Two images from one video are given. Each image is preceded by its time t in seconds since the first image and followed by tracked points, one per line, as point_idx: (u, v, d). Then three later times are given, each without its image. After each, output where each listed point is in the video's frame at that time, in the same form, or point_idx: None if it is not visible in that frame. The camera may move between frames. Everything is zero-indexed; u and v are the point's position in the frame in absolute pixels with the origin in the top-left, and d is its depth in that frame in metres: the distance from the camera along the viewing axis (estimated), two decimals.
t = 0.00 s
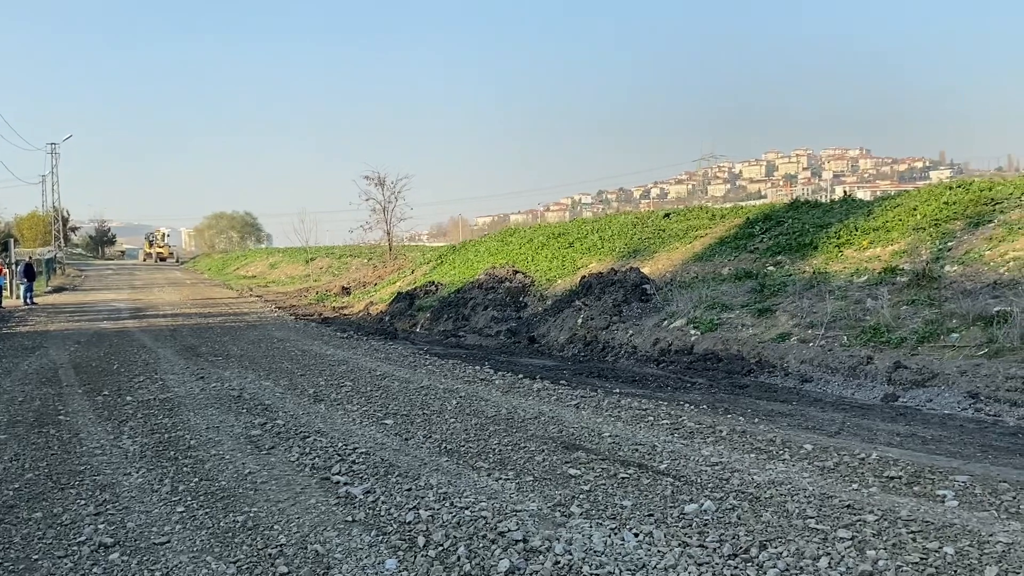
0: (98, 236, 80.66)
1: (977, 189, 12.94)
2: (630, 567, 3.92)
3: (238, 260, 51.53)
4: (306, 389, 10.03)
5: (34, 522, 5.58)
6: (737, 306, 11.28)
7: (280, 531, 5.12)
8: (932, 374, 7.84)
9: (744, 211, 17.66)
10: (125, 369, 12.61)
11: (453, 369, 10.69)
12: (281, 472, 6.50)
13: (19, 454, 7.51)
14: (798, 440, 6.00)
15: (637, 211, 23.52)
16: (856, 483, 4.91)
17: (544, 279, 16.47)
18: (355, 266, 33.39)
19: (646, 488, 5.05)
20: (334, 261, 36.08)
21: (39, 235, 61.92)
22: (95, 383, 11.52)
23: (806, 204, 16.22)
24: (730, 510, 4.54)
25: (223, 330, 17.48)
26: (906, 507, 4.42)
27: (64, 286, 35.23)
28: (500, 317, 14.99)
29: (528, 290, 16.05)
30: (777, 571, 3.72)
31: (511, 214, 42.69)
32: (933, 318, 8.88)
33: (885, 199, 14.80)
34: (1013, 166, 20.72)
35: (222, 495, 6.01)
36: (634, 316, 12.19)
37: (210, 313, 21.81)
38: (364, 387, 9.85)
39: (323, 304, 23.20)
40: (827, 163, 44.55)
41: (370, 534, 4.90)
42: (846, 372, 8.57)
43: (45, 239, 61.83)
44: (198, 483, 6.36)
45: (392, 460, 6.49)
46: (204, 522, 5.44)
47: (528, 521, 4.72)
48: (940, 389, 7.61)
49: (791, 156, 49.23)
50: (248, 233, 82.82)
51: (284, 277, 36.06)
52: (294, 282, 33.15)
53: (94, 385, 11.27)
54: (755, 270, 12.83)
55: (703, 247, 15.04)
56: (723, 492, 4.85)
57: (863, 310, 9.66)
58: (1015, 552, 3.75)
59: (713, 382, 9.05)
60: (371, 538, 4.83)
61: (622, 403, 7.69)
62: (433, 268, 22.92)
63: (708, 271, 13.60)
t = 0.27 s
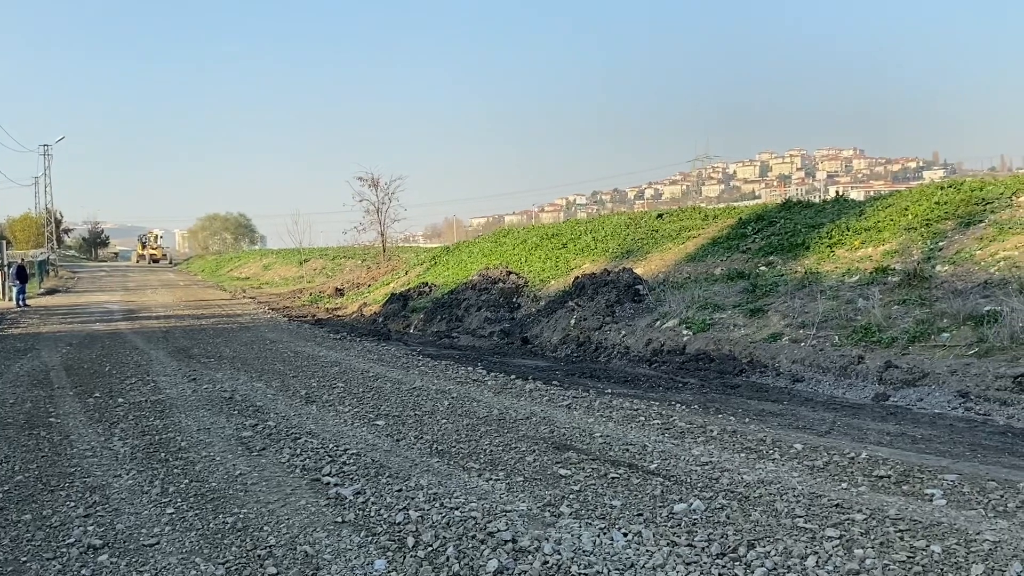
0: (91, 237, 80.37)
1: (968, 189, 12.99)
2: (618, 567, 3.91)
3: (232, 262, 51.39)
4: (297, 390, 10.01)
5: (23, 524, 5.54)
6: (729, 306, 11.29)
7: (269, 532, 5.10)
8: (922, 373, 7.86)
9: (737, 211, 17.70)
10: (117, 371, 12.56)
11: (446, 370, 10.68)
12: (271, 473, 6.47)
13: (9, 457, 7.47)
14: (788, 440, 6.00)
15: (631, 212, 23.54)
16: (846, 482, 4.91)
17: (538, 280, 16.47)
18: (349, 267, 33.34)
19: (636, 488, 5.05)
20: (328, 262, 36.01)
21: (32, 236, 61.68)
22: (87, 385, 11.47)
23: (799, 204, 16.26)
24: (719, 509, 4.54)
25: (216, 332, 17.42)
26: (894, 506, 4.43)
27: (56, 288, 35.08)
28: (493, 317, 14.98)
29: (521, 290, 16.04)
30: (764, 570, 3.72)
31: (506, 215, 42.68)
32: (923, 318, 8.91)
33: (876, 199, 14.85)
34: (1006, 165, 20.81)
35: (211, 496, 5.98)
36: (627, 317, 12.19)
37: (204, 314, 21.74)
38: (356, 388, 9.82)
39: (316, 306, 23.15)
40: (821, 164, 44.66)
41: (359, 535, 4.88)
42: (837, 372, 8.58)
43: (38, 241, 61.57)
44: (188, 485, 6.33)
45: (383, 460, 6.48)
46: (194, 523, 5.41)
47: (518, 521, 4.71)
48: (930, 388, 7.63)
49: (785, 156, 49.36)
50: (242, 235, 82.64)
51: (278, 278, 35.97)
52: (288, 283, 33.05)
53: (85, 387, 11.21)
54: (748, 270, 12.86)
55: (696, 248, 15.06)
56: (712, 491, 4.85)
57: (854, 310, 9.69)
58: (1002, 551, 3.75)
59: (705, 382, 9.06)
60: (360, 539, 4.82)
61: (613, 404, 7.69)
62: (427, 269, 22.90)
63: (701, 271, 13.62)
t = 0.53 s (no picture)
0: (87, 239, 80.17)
1: (962, 189, 13.02)
2: (612, 566, 3.92)
3: (228, 263, 51.31)
4: (293, 391, 10.00)
5: (18, 526, 5.53)
6: (724, 305, 11.31)
7: (264, 533, 5.09)
8: (916, 372, 7.88)
9: (732, 211, 17.73)
10: (112, 372, 12.53)
11: (442, 370, 10.68)
12: (266, 474, 6.46)
13: (3, 458, 7.45)
14: (782, 439, 6.02)
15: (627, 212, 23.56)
16: (839, 481, 4.92)
17: (534, 280, 16.48)
18: (345, 267, 33.30)
19: (630, 487, 5.06)
20: (324, 263, 35.97)
21: (27, 238, 61.50)
22: (83, 386, 11.44)
23: (794, 204, 16.30)
24: (713, 508, 4.55)
25: (212, 333, 17.40)
26: (887, 505, 4.44)
27: (52, 289, 34.98)
28: (489, 318, 14.98)
29: (517, 291, 16.05)
30: (757, 568, 3.73)
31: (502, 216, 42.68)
32: (918, 317, 8.93)
33: (871, 199, 14.89)
34: (1000, 165, 20.86)
35: (206, 497, 5.98)
36: (622, 316, 12.21)
37: (200, 315, 21.70)
38: (352, 389, 9.81)
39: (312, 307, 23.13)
40: (817, 163, 44.73)
41: (354, 535, 4.88)
42: (832, 372, 8.60)
43: (33, 242, 61.39)
44: (183, 486, 6.32)
45: (378, 461, 6.47)
46: (188, 524, 5.41)
47: (512, 520, 4.71)
48: (924, 387, 7.65)
49: (781, 156, 49.44)
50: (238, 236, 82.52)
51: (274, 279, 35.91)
52: (284, 284, 33.01)
53: (81, 389, 11.18)
54: (743, 270, 12.88)
55: (691, 248, 15.09)
56: (706, 490, 4.86)
57: (849, 310, 9.71)
58: (994, 549, 3.77)
59: (700, 381, 9.07)
60: (354, 539, 4.81)
61: (608, 403, 7.70)
62: (423, 269, 22.89)
63: (696, 271, 13.64)
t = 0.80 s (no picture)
0: (83, 240, 80.02)
1: (958, 188, 13.04)
2: (607, 567, 3.91)
3: (224, 263, 51.21)
4: (289, 392, 9.97)
5: (13, 527, 5.51)
6: (720, 305, 11.32)
7: (259, 534, 5.07)
8: (912, 372, 7.89)
9: (729, 211, 17.73)
10: (108, 374, 12.48)
11: (438, 371, 10.66)
12: (262, 475, 6.45)
13: None
14: (778, 439, 6.02)
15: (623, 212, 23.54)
16: (835, 481, 4.92)
17: (530, 280, 16.47)
18: (342, 268, 33.24)
19: (626, 488, 5.05)
20: (321, 264, 35.92)
21: (23, 239, 61.33)
22: (78, 387, 11.40)
23: (790, 204, 16.31)
24: (708, 508, 4.54)
25: (208, 334, 17.36)
26: (882, 504, 4.44)
27: (48, 291, 34.87)
28: (486, 318, 14.97)
29: (513, 291, 16.03)
30: (752, 568, 3.73)
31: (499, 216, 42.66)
32: (914, 317, 8.94)
33: (867, 199, 14.90)
34: (996, 164, 20.88)
35: (201, 499, 5.96)
36: (619, 317, 12.20)
37: (196, 316, 21.65)
38: (348, 389, 9.79)
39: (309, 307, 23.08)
40: (813, 163, 44.76)
41: (349, 536, 4.86)
42: (827, 371, 8.60)
43: (30, 244, 61.27)
44: (178, 487, 6.30)
45: (373, 462, 6.46)
46: (183, 525, 5.39)
47: (508, 521, 4.71)
48: (920, 386, 7.66)
49: (777, 156, 49.49)
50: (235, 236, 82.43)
51: (270, 279, 35.84)
52: (280, 285, 32.95)
53: (76, 390, 11.14)
54: (739, 269, 12.88)
55: (687, 248, 15.09)
56: (702, 490, 4.86)
57: (845, 309, 9.72)
58: (989, 548, 3.77)
59: (696, 381, 9.07)
60: (349, 540, 4.80)
61: (604, 404, 7.69)
62: (419, 270, 22.86)
63: (693, 271, 13.64)
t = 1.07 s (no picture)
0: (79, 241, 79.84)
1: (954, 188, 13.07)
2: (603, 567, 3.91)
3: (221, 264, 51.11)
4: (285, 393, 9.95)
5: (8, 529, 5.49)
6: (716, 305, 11.32)
7: (255, 535, 5.06)
8: (908, 371, 7.90)
9: (725, 211, 17.74)
10: (104, 375, 12.45)
11: (435, 371, 10.65)
12: (258, 476, 6.44)
13: None
14: (774, 438, 6.02)
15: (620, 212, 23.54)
16: (831, 480, 4.93)
17: (527, 280, 16.47)
18: (339, 269, 33.20)
19: (622, 488, 5.05)
20: (318, 264, 35.86)
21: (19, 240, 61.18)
22: (74, 389, 11.36)
23: (786, 204, 16.32)
24: (704, 508, 4.54)
25: (204, 335, 17.32)
26: (877, 503, 4.45)
27: (44, 292, 34.78)
28: (483, 318, 14.97)
29: (510, 292, 16.03)
30: (748, 568, 3.73)
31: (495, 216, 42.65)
32: (910, 317, 8.95)
33: (863, 199, 14.92)
34: (992, 163, 20.92)
35: (197, 499, 5.95)
36: (615, 317, 12.21)
37: (193, 317, 21.62)
38: (344, 390, 9.77)
39: (305, 308, 23.05)
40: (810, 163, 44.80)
41: (345, 537, 4.86)
42: (823, 371, 8.61)
43: (25, 245, 61.14)
44: (174, 488, 6.29)
45: (369, 462, 6.45)
46: (179, 526, 5.37)
47: (504, 521, 4.70)
48: (916, 386, 7.67)
49: (774, 156, 49.54)
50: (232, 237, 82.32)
51: (267, 280, 35.78)
52: (277, 285, 32.91)
53: (72, 391, 11.11)
54: (736, 269, 12.89)
55: (684, 248, 15.10)
56: (697, 490, 4.86)
57: (841, 309, 9.74)
58: (983, 547, 3.78)
59: (692, 381, 9.07)
60: (345, 540, 4.79)
61: (601, 404, 7.68)
62: (416, 270, 22.84)
63: (689, 271, 13.65)
